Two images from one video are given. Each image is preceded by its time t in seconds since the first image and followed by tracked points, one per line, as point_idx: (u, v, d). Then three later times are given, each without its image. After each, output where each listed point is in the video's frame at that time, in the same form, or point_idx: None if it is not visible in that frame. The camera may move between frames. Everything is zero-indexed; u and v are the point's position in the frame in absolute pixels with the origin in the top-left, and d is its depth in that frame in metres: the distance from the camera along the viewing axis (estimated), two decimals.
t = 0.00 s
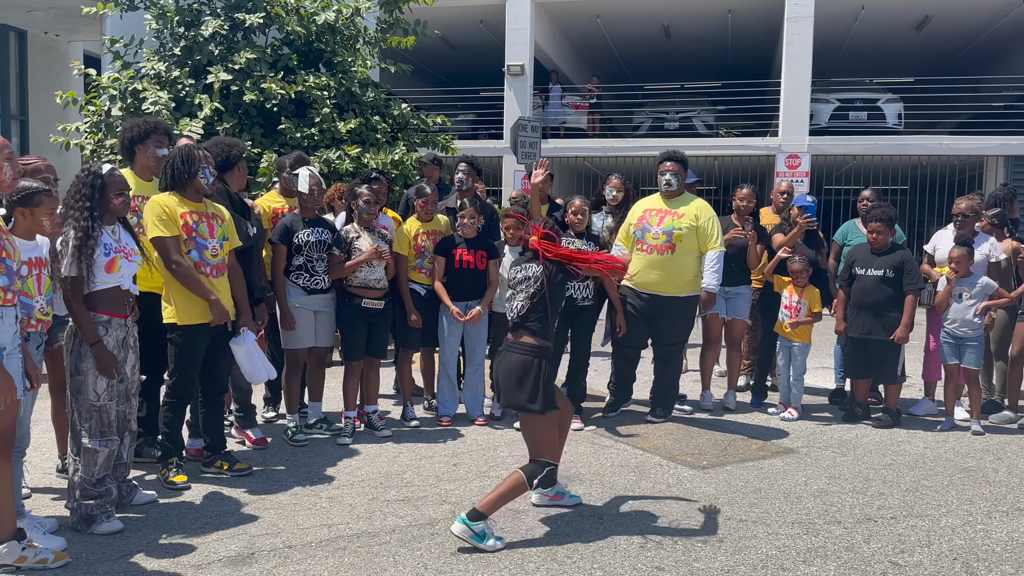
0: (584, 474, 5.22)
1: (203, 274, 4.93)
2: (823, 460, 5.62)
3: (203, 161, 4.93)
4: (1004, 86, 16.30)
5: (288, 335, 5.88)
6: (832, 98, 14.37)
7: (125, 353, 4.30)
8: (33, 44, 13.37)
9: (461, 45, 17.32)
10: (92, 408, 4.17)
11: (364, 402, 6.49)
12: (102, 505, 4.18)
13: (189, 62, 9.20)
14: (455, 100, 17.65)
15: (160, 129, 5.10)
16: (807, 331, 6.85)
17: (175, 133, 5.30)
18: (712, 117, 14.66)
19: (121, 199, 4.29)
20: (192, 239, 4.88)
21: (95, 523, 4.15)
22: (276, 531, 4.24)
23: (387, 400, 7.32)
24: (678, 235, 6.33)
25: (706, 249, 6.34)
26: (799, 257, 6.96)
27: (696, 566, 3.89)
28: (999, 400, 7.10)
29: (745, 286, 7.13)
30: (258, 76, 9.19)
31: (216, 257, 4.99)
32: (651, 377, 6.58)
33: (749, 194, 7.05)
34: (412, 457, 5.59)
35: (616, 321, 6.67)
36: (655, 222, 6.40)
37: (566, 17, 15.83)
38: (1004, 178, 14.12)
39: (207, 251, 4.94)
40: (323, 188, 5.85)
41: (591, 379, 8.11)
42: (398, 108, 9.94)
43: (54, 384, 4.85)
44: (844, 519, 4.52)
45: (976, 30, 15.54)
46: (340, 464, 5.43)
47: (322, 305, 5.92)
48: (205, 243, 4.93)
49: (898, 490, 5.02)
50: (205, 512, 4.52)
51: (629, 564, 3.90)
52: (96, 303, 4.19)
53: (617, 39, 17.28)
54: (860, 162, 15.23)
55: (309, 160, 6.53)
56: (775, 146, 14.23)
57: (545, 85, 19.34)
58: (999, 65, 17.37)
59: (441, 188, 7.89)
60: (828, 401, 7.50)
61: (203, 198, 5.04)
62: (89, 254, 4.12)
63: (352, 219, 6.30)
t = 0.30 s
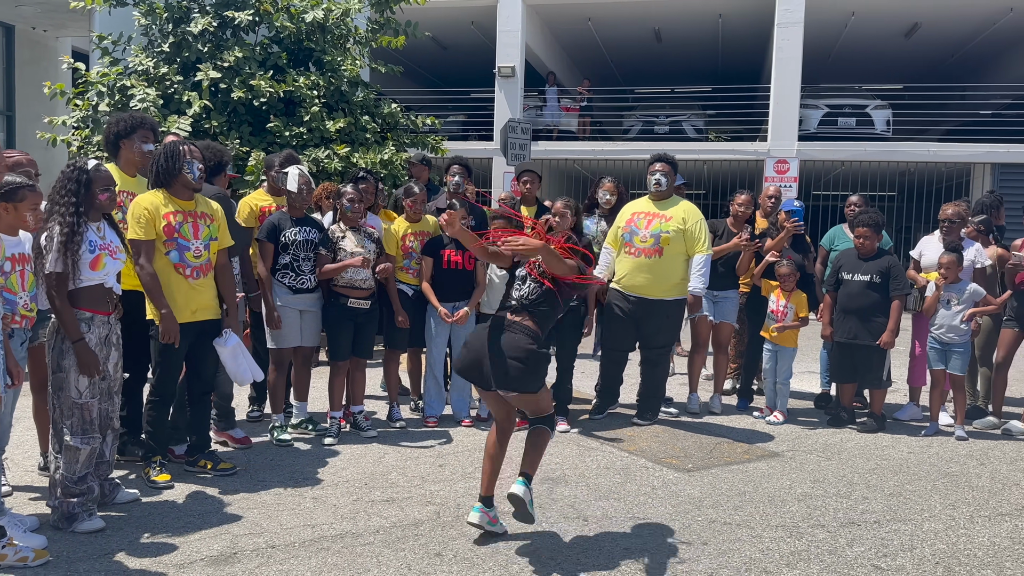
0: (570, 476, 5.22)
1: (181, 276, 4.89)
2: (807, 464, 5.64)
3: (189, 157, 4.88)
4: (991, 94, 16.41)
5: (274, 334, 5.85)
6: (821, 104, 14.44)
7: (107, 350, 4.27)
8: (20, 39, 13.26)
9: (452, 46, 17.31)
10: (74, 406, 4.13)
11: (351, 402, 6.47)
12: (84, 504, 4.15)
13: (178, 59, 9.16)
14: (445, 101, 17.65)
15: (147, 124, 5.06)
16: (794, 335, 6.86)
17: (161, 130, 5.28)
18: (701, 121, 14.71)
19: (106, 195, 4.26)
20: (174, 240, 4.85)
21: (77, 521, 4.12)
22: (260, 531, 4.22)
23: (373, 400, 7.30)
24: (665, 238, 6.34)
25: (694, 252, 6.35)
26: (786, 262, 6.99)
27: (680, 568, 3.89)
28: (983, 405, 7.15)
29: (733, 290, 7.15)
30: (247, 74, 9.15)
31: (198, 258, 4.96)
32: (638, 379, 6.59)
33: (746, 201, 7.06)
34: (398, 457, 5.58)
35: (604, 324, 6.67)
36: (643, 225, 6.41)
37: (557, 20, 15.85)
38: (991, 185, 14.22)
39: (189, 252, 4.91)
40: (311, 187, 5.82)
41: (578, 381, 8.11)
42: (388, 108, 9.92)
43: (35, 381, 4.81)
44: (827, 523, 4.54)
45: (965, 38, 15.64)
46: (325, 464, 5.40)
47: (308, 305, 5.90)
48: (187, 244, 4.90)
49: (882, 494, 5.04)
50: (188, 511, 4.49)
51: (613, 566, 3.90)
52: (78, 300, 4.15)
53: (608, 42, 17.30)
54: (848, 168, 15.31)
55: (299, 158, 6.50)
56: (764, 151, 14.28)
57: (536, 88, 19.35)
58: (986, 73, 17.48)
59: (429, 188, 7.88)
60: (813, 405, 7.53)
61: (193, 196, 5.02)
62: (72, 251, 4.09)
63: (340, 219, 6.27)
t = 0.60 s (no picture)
0: (551, 471, 5.24)
1: (156, 275, 4.87)
2: (786, 460, 5.69)
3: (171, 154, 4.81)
4: (971, 95, 16.58)
5: (255, 329, 5.82)
6: (803, 104, 14.55)
7: (86, 343, 4.23)
8: None
9: (436, 42, 17.27)
10: (52, 399, 4.09)
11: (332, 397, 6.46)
12: (61, 498, 4.12)
13: (159, 51, 9.08)
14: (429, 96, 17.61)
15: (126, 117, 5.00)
16: (774, 332, 6.91)
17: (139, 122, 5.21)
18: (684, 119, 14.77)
19: (84, 186, 4.20)
20: (150, 239, 4.83)
21: (54, 516, 4.10)
22: (240, 526, 4.20)
23: (355, 395, 7.29)
24: (647, 235, 6.37)
25: (674, 248, 6.44)
26: (767, 260, 7.04)
27: (659, 563, 3.92)
28: (959, 403, 7.24)
29: (715, 288, 7.19)
30: (228, 67, 9.10)
31: (174, 259, 4.93)
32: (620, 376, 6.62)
33: (727, 198, 7.11)
34: (379, 453, 5.57)
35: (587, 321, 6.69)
36: (625, 222, 6.43)
37: (542, 16, 15.85)
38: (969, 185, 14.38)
39: (165, 252, 4.88)
40: (294, 182, 5.79)
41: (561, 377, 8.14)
42: (371, 102, 9.89)
43: (12, 374, 4.75)
44: (806, 518, 4.59)
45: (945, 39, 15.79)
46: (306, 460, 5.38)
47: (290, 300, 5.88)
48: (164, 244, 4.88)
49: (859, 490, 5.09)
50: (168, 506, 4.47)
51: (593, 561, 3.92)
52: (57, 293, 4.12)
53: (592, 39, 17.32)
54: (829, 167, 15.43)
55: (281, 152, 6.47)
56: (746, 150, 14.36)
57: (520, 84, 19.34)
58: (966, 75, 17.67)
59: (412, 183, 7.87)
60: (793, 402, 7.60)
61: (177, 193, 4.98)
62: (51, 244, 4.05)
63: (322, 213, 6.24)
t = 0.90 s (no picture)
0: (526, 458, 5.26)
1: (127, 261, 4.81)
2: (758, 445, 5.77)
3: (139, 138, 4.72)
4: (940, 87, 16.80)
5: (228, 317, 5.78)
6: (776, 94, 14.68)
7: (56, 330, 4.18)
8: None
9: (411, 28, 17.16)
10: (21, 388, 4.04)
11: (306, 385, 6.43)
12: (32, 488, 4.07)
13: (129, 35, 8.94)
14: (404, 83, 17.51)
15: (91, 101, 4.92)
16: (746, 320, 6.99)
17: (107, 106, 5.14)
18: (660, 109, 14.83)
19: (50, 172, 4.12)
20: (121, 225, 4.77)
21: (23, 505, 4.03)
22: (214, 514, 4.19)
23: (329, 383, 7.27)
24: (622, 223, 6.40)
25: (650, 236, 6.42)
26: (740, 248, 7.11)
27: (633, 547, 3.97)
28: (925, 389, 7.39)
29: (689, 276, 7.24)
30: (200, 51, 8.98)
31: (146, 244, 4.88)
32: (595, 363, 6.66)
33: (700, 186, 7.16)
34: (354, 440, 5.56)
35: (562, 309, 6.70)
36: (601, 209, 6.46)
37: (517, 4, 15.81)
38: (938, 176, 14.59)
39: (136, 237, 4.83)
40: (266, 168, 5.74)
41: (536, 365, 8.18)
42: (345, 88, 9.81)
43: None
44: (777, 502, 4.66)
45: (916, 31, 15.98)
46: (281, 448, 5.37)
47: (264, 287, 5.83)
48: (135, 229, 4.83)
49: (829, 475, 5.18)
50: (140, 494, 4.44)
51: (567, 545, 3.95)
52: (25, 280, 4.06)
53: (568, 28, 17.31)
54: (801, 157, 15.57)
55: (255, 138, 6.42)
56: (720, 140, 14.44)
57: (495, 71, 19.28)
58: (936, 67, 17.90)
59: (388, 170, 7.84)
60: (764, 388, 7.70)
61: (149, 177, 4.93)
62: (17, 228, 3.99)
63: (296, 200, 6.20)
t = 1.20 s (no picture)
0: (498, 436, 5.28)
1: (94, 226, 4.74)
2: (725, 421, 5.85)
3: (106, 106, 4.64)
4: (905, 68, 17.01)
5: (194, 296, 5.70)
6: (744, 75, 14.78)
7: (15, 309, 4.12)
8: None
9: (380, 4, 16.94)
10: None
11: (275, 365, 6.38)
12: None
13: (88, 8, 8.73)
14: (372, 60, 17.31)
15: (39, 71, 4.73)
16: (713, 298, 7.06)
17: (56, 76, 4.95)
18: (630, 89, 14.85)
19: (7, 148, 4.02)
20: (87, 187, 4.69)
21: None
22: (183, 493, 4.15)
23: (299, 363, 7.22)
24: (593, 201, 6.40)
25: (620, 214, 6.44)
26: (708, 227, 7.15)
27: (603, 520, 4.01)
28: (890, 365, 7.52)
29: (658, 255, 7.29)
30: (162, 26, 8.79)
31: (113, 208, 4.82)
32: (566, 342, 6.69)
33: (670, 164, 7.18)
34: (324, 420, 5.54)
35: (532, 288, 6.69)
36: (571, 188, 6.45)
37: None
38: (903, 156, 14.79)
39: (102, 201, 4.76)
40: (232, 144, 5.64)
41: (507, 344, 8.20)
42: (311, 65, 9.68)
43: None
44: (744, 475, 4.73)
45: (882, 12, 16.13)
46: (251, 427, 5.34)
47: (230, 266, 5.77)
48: (101, 192, 4.75)
49: (794, 449, 5.27)
50: (107, 475, 4.38)
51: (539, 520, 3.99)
52: None
53: (538, 6, 17.22)
54: (769, 138, 15.69)
55: (220, 114, 6.32)
56: (689, 120, 14.50)
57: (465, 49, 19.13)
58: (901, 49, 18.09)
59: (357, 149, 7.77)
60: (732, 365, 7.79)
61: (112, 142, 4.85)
62: None
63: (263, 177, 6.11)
